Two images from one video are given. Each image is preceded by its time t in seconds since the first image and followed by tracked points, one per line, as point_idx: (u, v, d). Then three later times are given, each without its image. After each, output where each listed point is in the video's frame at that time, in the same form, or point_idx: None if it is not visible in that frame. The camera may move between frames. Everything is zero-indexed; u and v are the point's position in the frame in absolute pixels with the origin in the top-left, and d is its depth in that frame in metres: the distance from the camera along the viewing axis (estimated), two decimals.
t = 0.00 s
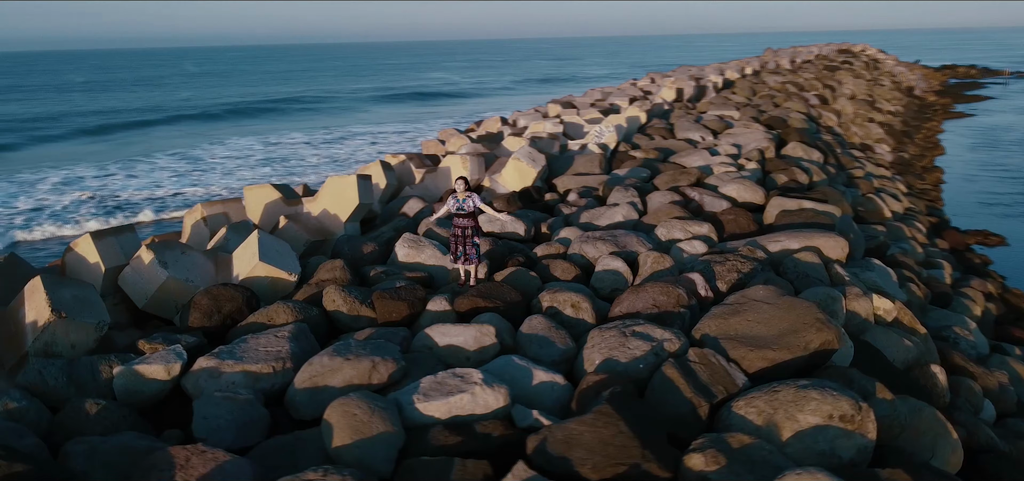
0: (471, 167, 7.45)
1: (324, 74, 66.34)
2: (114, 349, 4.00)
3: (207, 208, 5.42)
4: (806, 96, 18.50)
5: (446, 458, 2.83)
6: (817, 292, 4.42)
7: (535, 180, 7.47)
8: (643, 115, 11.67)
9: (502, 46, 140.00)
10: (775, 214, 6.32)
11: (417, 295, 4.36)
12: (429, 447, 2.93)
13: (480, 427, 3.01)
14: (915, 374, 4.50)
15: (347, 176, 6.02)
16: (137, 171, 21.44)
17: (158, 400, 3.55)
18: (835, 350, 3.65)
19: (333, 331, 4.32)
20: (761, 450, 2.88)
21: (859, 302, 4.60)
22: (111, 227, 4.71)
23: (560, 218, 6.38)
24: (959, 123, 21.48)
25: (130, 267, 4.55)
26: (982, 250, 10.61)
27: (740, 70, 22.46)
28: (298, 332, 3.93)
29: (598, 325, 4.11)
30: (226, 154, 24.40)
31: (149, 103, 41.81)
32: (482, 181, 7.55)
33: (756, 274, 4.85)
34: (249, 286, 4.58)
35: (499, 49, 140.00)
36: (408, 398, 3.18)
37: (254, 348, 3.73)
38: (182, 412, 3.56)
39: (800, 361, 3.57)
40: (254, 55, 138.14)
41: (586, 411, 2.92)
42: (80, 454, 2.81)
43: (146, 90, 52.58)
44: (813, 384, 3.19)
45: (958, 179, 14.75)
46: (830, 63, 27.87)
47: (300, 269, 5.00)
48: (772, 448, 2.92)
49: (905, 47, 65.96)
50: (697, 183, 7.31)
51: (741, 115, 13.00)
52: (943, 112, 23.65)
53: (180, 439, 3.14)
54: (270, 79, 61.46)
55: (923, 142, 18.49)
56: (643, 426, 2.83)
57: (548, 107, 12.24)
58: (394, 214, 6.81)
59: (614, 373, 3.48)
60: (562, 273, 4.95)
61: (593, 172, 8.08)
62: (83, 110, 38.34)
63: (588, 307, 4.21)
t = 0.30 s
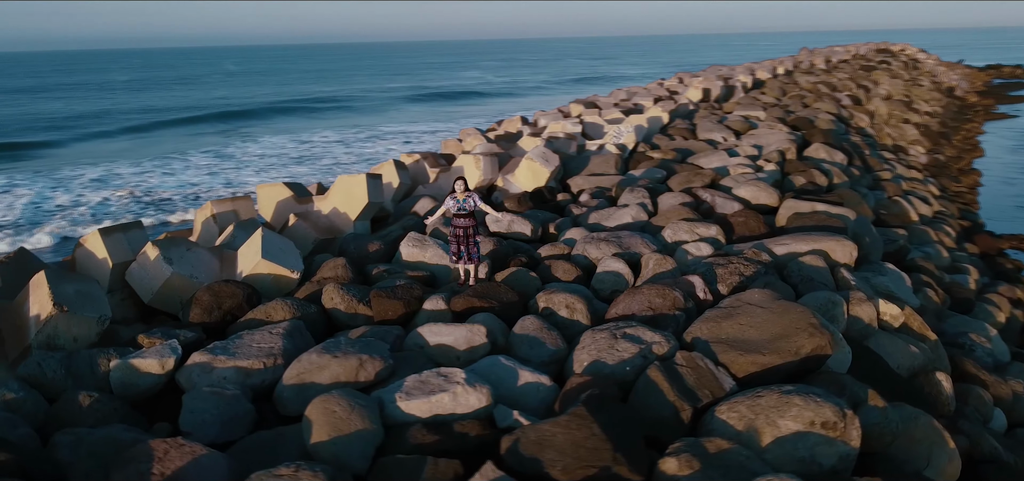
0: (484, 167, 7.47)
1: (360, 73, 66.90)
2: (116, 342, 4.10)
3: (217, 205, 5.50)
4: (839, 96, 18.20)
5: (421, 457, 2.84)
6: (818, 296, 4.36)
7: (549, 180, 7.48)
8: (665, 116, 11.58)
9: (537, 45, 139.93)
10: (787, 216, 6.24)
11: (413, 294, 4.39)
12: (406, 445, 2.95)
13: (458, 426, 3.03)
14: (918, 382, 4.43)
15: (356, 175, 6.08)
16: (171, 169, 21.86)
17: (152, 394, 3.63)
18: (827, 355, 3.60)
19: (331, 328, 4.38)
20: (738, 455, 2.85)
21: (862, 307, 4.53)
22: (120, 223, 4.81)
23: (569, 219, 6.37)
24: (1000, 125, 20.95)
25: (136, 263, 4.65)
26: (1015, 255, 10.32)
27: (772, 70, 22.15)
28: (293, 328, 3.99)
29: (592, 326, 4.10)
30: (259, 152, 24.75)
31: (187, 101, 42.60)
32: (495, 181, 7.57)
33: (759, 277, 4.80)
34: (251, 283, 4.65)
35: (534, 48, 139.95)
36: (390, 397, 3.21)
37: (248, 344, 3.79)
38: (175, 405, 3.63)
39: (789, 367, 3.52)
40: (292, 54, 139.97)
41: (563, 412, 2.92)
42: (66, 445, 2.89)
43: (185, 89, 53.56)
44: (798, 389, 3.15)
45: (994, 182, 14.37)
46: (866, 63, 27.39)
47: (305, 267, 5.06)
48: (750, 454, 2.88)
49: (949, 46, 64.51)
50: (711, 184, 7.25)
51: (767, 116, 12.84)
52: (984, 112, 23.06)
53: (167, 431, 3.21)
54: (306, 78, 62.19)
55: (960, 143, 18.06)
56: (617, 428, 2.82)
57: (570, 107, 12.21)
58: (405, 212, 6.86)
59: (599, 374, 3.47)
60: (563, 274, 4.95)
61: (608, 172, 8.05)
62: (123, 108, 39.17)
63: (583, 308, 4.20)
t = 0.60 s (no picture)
0: (498, 167, 7.49)
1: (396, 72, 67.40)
2: (119, 336, 4.20)
3: (227, 203, 5.60)
4: (874, 97, 17.85)
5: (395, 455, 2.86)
6: (818, 299, 4.29)
7: (563, 180, 7.47)
8: (689, 116, 11.48)
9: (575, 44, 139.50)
10: (800, 219, 6.15)
11: (410, 292, 4.42)
12: (383, 442, 2.98)
13: (435, 425, 3.05)
14: (922, 389, 4.33)
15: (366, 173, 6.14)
16: (207, 166, 22.27)
17: (148, 387, 3.71)
18: (818, 360, 3.54)
19: (329, 324, 4.43)
20: (713, 459, 2.83)
21: (864, 312, 4.44)
22: (130, 219, 4.93)
23: (578, 219, 6.36)
24: None
25: (144, 258, 4.75)
26: None
27: (807, 69, 21.80)
28: (289, 325, 4.05)
29: (586, 327, 4.09)
30: (292, 150, 25.09)
31: (227, 100, 43.37)
32: (510, 180, 7.58)
33: (761, 280, 4.74)
34: (254, 280, 4.72)
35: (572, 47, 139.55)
36: (373, 394, 3.24)
37: (242, 339, 3.85)
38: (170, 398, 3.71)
39: (778, 371, 3.48)
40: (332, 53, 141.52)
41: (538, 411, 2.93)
42: (54, 435, 2.97)
43: (226, 87, 54.58)
44: (780, 394, 3.12)
45: None
46: (907, 63, 26.78)
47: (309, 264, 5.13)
48: (725, 458, 2.86)
49: (998, 45, 62.74)
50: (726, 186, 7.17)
51: (796, 116, 12.65)
52: None
53: (156, 423, 3.28)
54: (344, 77, 62.88)
55: (1001, 144, 17.56)
56: (589, 429, 2.82)
57: (594, 107, 12.18)
58: (418, 211, 6.91)
59: (584, 375, 3.46)
60: (564, 274, 4.94)
61: (624, 172, 8.01)
62: (165, 106, 40.03)
63: (577, 308, 4.19)
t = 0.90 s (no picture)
0: (512, 166, 7.50)
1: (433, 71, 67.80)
2: (123, 329, 4.30)
3: (238, 200, 5.71)
4: (911, 97, 17.48)
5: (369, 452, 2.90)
6: (817, 304, 4.23)
7: (577, 180, 7.46)
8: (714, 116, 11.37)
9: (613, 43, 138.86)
10: (812, 221, 6.06)
11: (406, 290, 4.46)
12: (360, 439, 3.01)
13: (412, 423, 3.08)
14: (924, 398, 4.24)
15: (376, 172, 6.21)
16: (242, 162, 22.65)
17: (145, 380, 3.80)
18: (807, 365, 3.49)
19: (327, 321, 4.49)
20: (684, 463, 2.81)
21: (865, 317, 4.35)
22: (139, 215, 5.06)
23: (587, 220, 6.34)
24: None
25: (152, 253, 4.86)
26: None
27: (843, 69, 21.43)
28: (285, 321, 4.11)
29: (578, 328, 4.09)
30: (326, 148, 25.41)
31: (266, 98, 44.05)
32: (524, 180, 7.59)
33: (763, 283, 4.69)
34: (257, 276, 4.81)
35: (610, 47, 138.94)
36: (354, 390, 3.28)
37: (236, 334, 3.92)
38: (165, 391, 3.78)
39: (764, 375, 3.44)
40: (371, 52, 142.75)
41: (511, 411, 2.93)
42: (44, 424, 3.06)
43: (266, 86, 55.46)
44: (760, 399, 3.08)
45: None
46: (949, 63, 26.15)
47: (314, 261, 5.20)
48: (698, 463, 2.83)
49: None
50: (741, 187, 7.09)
51: (825, 117, 12.44)
52: None
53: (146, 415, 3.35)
54: (382, 76, 63.46)
55: None
56: (559, 430, 2.82)
57: (618, 106, 12.13)
58: (430, 210, 6.97)
59: (567, 377, 3.45)
60: (564, 275, 4.94)
61: (640, 173, 7.96)
62: (206, 104, 40.84)
63: (570, 309, 4.19)
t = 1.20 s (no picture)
0: (526, 166, 7.51)
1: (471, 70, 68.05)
2: (127, 321, 4.41)
3: (248, 197, 5.81)
4: (951, 97, 17.06)
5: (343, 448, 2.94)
6: (813, 309, 4.17)
7: (591, 181, 7.44)
8: (740, 116, 11.24)
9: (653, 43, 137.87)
10: (824, 224, 5.96)
11: (402, 289, 4.50)
12: (336, 435, 3.05)
13: (388, 420, 3.11)
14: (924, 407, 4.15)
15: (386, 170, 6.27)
16: (278, 160, 23.01)
17: (142, 372, 3.89)
18: (792, 371, 3.45)
19: (326, 318, 4.55)
20: (654, 467, 2.80)
21: (865, 323, 4.25)
22: (149, 211, 5.18)
23: (596, 221, 6.33)
24: None
25: (159, 249, 4.98)
26: None
27: (881, 70, 21.01)
28: (281, 317, 4.18)
29: (569, 329, 4.08)
30: (360, 146, 25.68)
31: (306, 97, 44.67)
32: (538, 180, 7.60)
33: (763, 286, 4.63)
34: (262, 272, 4.90)
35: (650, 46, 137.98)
36: (336, 387, 3.33)
37: (231, 329, 3.99)
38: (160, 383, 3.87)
39: (747, 380, 3.40)
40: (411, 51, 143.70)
41: (483, 410, 2.95)
42: (34, 413, 3.15)
43: (307, 85, 56.23)
44: (737, 404, 3.05)
45: None
46: (995, 63, 25.45)
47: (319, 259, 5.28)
48: (668, 467, 2.82)
49: None
50: (757, 189, 7.00)
51: (857, 118, 12.21)
52: None
53: (136, 407, 3.44)
54: (421, 75, 63.90)
55: None
56: (528, 431, 2.83)
57: (643, 107, 12.06)
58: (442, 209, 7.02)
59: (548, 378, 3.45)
60: (564, 275, 4.93)
61: (657, 173, 7.92)
62: (247, 103, 41.57)
63: (563, 310, 4.19)
